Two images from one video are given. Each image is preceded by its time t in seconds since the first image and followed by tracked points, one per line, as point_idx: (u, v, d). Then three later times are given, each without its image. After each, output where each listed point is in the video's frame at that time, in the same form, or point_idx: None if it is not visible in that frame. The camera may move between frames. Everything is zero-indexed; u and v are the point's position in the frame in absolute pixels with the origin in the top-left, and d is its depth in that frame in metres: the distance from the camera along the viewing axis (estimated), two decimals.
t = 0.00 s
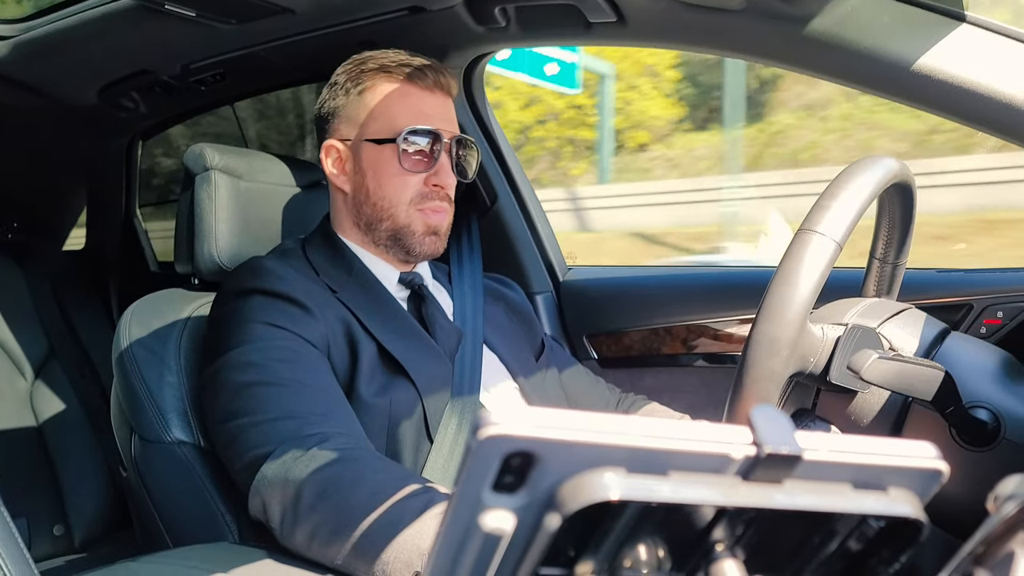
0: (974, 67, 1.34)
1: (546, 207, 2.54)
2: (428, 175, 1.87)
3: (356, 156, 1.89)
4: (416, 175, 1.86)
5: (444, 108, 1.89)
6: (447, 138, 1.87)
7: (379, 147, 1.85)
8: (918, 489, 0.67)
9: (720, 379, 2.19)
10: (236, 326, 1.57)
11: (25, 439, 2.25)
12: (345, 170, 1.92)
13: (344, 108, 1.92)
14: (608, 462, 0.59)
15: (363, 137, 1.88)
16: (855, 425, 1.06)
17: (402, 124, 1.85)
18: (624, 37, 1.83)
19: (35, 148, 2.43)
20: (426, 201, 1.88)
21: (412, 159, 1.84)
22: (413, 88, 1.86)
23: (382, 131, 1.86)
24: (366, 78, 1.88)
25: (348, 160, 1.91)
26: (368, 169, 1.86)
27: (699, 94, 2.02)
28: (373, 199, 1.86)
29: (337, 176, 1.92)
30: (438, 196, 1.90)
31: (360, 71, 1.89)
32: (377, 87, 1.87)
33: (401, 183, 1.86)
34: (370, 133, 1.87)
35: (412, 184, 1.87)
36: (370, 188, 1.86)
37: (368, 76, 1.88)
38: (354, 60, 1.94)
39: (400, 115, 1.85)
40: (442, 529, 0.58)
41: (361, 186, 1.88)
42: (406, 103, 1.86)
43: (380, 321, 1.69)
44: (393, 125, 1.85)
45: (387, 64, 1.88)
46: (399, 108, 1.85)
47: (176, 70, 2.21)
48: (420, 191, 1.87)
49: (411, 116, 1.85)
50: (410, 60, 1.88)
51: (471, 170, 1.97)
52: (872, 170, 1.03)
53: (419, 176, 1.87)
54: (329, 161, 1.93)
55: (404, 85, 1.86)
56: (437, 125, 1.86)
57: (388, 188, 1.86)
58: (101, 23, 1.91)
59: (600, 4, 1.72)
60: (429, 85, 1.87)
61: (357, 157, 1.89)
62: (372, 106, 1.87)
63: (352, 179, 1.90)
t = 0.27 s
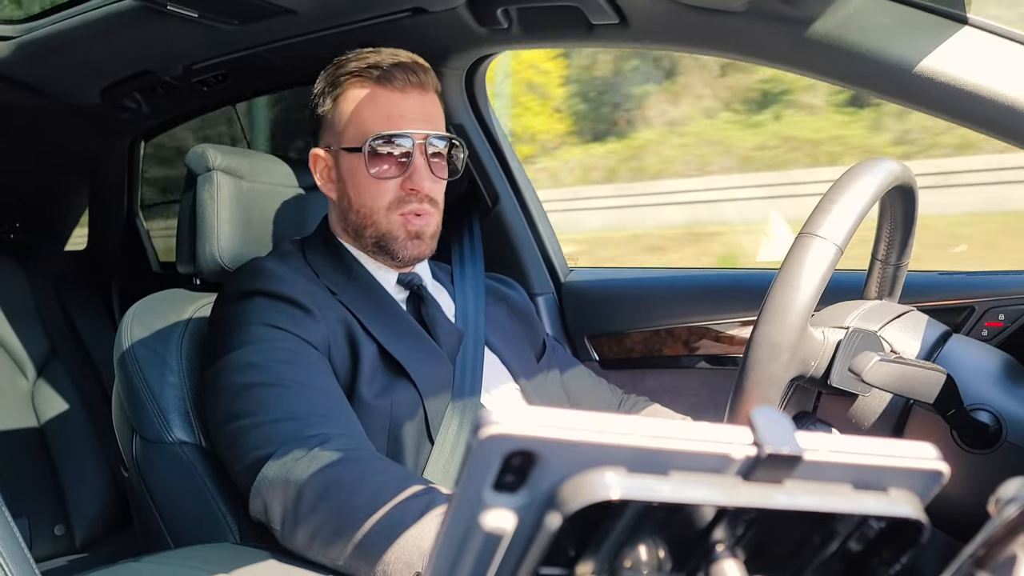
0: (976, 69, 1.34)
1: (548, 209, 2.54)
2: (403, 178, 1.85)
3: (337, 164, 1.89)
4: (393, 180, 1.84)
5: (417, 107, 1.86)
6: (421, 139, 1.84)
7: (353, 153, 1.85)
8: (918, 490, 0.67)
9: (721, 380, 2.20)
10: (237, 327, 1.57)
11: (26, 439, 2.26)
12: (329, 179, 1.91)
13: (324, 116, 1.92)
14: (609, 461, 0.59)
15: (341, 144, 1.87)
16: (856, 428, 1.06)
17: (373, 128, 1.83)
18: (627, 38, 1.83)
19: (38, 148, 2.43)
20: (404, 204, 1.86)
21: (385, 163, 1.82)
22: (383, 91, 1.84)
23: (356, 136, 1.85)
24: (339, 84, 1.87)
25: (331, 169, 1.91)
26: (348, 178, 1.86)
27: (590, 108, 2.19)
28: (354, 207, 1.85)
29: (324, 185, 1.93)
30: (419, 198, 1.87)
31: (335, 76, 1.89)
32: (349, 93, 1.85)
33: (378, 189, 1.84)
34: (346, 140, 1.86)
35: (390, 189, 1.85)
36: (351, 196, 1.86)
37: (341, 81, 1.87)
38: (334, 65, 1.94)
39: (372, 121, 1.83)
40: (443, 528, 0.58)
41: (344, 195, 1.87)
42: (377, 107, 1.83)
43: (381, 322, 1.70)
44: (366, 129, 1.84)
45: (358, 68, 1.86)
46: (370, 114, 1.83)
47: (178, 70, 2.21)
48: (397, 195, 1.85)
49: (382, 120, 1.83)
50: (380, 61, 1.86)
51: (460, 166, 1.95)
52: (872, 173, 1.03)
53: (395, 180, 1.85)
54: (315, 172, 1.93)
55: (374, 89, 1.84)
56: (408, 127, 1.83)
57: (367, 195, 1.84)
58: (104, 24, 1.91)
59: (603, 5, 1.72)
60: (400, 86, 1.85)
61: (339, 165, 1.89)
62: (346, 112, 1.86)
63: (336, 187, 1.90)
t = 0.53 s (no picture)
0: (978, 73, 1.34)
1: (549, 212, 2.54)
2: (401, 180, 1.85)
3: (337, 164, 1.89)
4: (389, 181, 1.85)
5: (418, 108, 1.86)
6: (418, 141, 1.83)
7: (352, 154, 1.85)
8: (920, 495, 0.66)
9: (722, 383, 2.20)
10: (239, 330, 1.57)
11: (28, 441, 2.26)
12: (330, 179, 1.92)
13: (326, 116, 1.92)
14: (610, 466, 0.59)
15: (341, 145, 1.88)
16: (857, 431, 1.06)
17: (371, 129, 1.83)
18: (628, 41, 1.83)
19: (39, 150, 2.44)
20: (399, 205, 1.86)
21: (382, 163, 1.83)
22: (385, 92, 1.84)
23: (355, 136, 1.85)
24: (341, 85, 1.87)
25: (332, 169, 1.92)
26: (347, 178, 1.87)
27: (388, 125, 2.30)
28: (350, 208, 1.86)
29: (326, 186, 1.94)
30: (415, 199, 1.87)
31: (338, 77, 1.89)
32: (350, 94, 1.85)
33: (374, 190, 1.85)
34: (346, 140, 1.87)
35: (386, 190, 1.85)
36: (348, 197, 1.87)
37: (343, 82, 1.87)
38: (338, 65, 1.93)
39: (371, 121, 1.83)
40: (444, 532, 0.58)
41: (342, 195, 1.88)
42: (377, 108, 1.83)
43: (382, 326, 1.70)
44: (364, 130, 1.84)
45: (361, 69, 1.87)
46: (371, 114, 1.83)
47: (179, 73, 2.21)
48: (393, 195, 1.86)
49: (382, 121, 1.83)
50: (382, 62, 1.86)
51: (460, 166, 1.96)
52: (873, 177, 1.03)
53: (391, 180, 1.85)
54: (317, 172, 1.94)
55: (376, 90, 1.84)
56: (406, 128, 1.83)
57: (363, 195, 1.85)
58: (105, 26, 1.91)
59: (604, 9, 1.72)
60: (400, 87, 1.85)
61: (339, 165, 1.89)
62: (347, 113, 1.86)
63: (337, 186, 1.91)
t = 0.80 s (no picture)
0: (979, 76, 1.34)
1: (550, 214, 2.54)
2: (427, 172, 1.87)
3: (357, 160, 1.89)
4: (416, 173, 1.86)
5: (441, 107, 1.90)
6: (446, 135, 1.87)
7: (378, 147, 1.86)
8: (920, 496, 0.66)
9: (722, 385, 2.20)
10: (241, 330, 1.57)
11: (29, 442, 2.25)
12: (346, 176, 1.91)
13: (343, 115, 1.92)
14: (610, 467, 0.58)
15: (364, 140, 1.88)
16: (858, 433, 1.06)
17: (401, 122, 1.85)
18: (629, 43, 1.84)
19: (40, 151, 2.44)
20: (428, 196, 1.87)
21: (413, 156, 1.84)
22: (410, 89, 1.87)
23: (381, 131, 1.86)
24: (363, 82, 1.89)
25: (349, 166, 1.91)
26: (369, 171, 1.86)
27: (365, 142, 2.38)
28: (374, 199, 1.85)
29: (339, 183, 1.92)
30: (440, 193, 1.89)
31: (357, 77, 1.90)
32: (374, 90, 1.88)
33: (401, 182, 1.86)
34: (370, 135, 1.88)
35: (413, 181, 1.86)
36: (371, 189, 1.86)
37: (364, 81, 1.89)
38: (351, 68, 1.96)
39: (400, 114, 1.86)
40: (444, 533, 0.58)
41: (363, 189, 1.87)
42: (403, 104, 1.86)
43: (385, 325, 1.69)
44: (392, 124, 1.86)
45: (384, 68, 1.89)
46: (396, 110, 1.86)
47: (181, 75, 2.21)
48: (421, 187, 1.87)
49: (409, 115, 1.85)
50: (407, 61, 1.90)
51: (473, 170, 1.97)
52: (874, 178, 1.03)
53: (419, 172, 1.86)
54: (331, 170, 1.93)
55: (401, 87, 1.87)
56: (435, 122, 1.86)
57: (389, 187, 1.85)
58: (107, 27, 1.92)
59: (604, 10, 1.72)
60: (426, 84, 1.89)
61: (358, 161, 1.89)
62: (369, 109, 1.88)
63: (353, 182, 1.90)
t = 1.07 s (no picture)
0: (978, 77, 1.34)
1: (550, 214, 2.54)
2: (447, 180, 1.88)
3: (375, 162, 1.90)
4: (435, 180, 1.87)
5: (460, 117, 1.90)
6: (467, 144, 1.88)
7: (399, 152, 1.86)
8: (921, 497, 0.67)
9: (722, 385, 2.20)
10: (243, 331, 1.57)
11: (30, 443, 2.25)
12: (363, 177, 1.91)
13: (363, 116, 1.92)
14: (611, 468, 0.59)
15: (383, 143, 1.88)
16: (859, 433, 1.06)
17: (423, 128, 1.86)
18: (628, 44, 1.84)
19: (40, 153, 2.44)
20: (447, 204, 1.88)
21: (432, 164, 1.85)
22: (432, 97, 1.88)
23: (403, 136, 1.87)
24: (386, 86, 1.89)
25: (367, 167, 1.91)
26: (387, 175, 1.87)
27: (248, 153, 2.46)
28: (390, 203, 1.86)
29: (355, 183, 1.92)
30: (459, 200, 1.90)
31: (379, 80, 1.90)
32: (396, 94, 1.88)
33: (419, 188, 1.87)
34: (390, 138, 1.88)
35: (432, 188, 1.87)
36: (388, 193, 1.86)
37: (387, 84, 1.89)
38: (371, 70, 1.96)
39: (423, 121, 1.86)
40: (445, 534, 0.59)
41: (379, 192, 1.88)
42: (425, 110, 1.87)
43: (389, 326, 1.70)
44: (414, 130, 1.86)
45: (407, 73, 1.89)
46: (418, 116, 1.86)
47: (181, 76, 2.21)
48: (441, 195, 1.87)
49: (430, 123, 1.86)
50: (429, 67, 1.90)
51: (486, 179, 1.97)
52: (874, 178, 1.03)
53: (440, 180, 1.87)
54: (347, 169, 1.93)
55: (424, 94, 1.88)
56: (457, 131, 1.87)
57: (407, 192, 1.86)
58: (107, 29, 1.92)
59: (604, 11, 1.73)
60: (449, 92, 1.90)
61: (376, 163, 1.89)
62: (390, 113, 1.88)
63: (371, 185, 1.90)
